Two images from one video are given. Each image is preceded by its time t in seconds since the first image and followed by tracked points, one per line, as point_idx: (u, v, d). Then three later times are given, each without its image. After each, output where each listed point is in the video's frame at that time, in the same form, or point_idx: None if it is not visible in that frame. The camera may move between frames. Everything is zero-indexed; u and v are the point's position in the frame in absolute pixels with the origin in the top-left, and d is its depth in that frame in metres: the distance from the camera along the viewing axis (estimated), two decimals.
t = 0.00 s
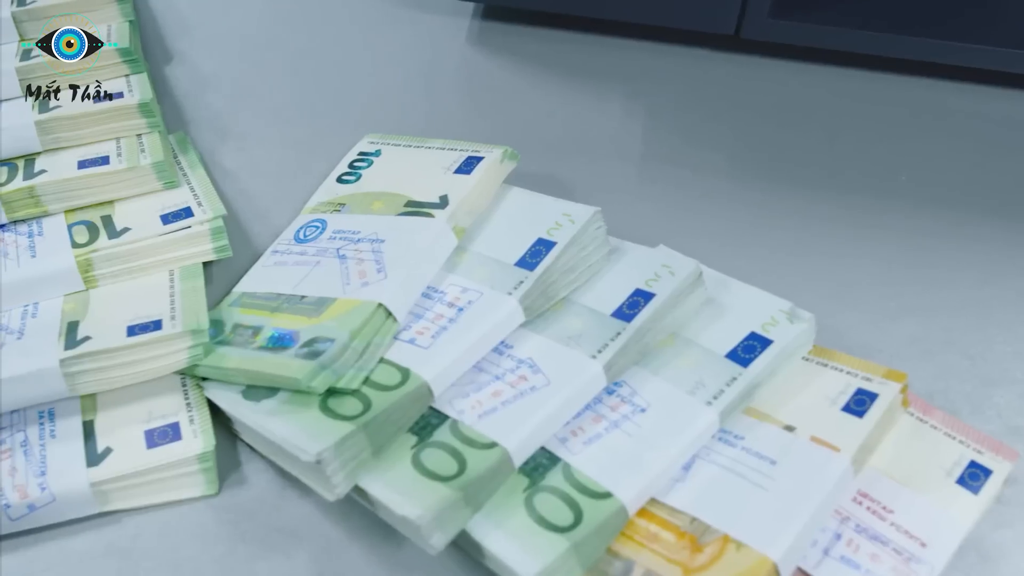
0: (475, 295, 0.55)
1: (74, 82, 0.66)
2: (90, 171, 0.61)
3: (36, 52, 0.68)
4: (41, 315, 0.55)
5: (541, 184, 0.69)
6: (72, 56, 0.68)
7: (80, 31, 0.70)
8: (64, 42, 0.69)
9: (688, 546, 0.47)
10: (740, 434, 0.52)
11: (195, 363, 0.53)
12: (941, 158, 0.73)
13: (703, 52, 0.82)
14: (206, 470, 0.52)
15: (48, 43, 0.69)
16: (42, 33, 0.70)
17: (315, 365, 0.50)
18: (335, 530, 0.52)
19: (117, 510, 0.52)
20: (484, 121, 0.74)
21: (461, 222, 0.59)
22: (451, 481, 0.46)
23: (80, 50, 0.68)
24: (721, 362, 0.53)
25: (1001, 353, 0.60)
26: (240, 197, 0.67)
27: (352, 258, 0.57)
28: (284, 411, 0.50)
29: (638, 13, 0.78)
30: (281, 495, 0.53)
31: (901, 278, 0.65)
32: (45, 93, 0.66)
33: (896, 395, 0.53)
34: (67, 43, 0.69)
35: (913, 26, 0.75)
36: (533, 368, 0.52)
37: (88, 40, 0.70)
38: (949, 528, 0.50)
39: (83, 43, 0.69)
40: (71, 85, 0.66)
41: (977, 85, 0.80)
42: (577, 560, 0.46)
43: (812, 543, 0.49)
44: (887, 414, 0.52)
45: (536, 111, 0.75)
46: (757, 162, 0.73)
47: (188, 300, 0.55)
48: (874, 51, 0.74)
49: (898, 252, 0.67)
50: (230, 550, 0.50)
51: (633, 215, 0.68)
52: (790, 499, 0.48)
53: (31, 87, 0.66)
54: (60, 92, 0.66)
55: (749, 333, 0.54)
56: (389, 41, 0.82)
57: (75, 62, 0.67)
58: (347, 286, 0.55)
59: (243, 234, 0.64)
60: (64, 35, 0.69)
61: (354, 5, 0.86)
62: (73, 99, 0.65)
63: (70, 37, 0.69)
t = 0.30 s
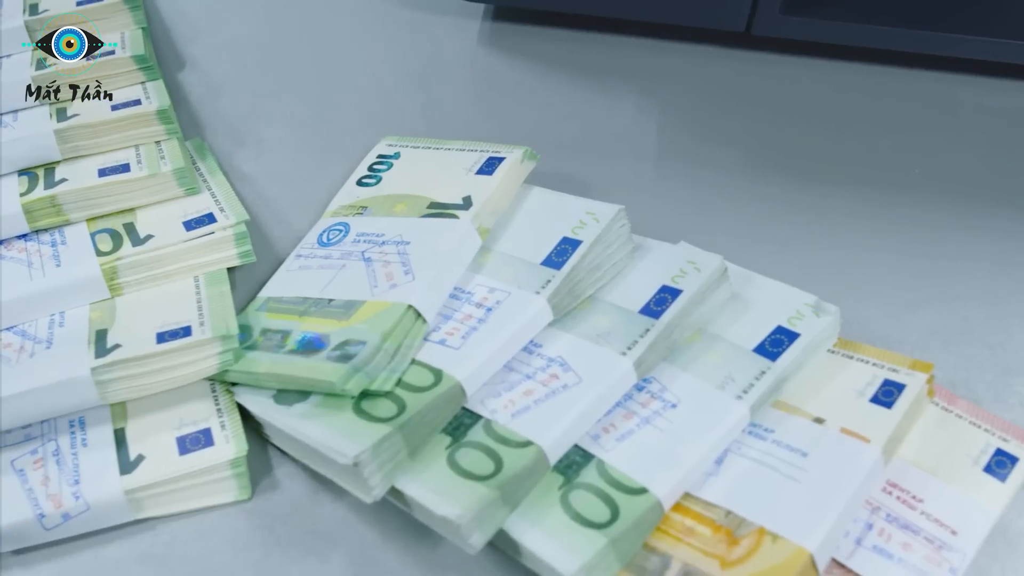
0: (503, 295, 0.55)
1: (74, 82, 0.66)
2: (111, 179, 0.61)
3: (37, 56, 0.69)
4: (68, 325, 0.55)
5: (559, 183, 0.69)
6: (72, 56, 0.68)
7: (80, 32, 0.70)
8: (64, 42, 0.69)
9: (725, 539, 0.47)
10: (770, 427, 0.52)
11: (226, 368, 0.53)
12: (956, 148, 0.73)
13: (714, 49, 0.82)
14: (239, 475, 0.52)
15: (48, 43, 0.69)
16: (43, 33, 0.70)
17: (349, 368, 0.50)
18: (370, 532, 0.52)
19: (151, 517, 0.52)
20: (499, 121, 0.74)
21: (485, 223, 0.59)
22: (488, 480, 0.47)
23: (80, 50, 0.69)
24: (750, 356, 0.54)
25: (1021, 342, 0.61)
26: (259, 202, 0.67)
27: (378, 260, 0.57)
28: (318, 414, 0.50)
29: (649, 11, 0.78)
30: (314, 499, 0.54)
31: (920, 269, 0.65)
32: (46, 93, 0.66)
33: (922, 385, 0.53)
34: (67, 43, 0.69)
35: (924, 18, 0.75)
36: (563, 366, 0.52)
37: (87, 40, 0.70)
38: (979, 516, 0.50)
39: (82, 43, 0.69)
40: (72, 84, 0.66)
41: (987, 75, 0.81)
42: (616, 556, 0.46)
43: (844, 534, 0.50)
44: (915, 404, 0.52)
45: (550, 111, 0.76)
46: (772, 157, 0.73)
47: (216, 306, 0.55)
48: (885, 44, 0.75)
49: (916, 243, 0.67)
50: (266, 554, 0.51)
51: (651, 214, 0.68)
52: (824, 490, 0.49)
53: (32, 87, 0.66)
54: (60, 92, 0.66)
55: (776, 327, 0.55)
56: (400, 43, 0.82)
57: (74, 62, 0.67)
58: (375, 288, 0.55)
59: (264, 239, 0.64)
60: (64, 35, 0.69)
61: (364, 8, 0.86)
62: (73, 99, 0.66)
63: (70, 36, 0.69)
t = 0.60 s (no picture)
0: (525, 299, 0.55)
1: (75, 83, 0.66)
2: (127, 193, 0.61)
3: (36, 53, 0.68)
4: (90, 339, 0.55)
5: (571, 186, 0.70)
6: (72, 56, 0.69)
7: (79, 30, 0.71)
8: (63, 42, 0.69)
9: (756, 536, 0.48)
10: (795, 424, 0.53)
11: (251, 379, 0.53)
12: (961, 143, 0.74)
13: (718, 50, 0.83)
14: (267, 486, 0.52)
15: (46, 42, 0.69)
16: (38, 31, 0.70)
17: (377, 377, 0.50)
18: (400, 538, 0.52)
19: (180, 530, 0.52)
20: (509, 126, 0.75)
21: (503, 228, 0.60)
22: (521, 484, 0.47)
23: (81, 51, 0.70)
24: (772, 354, 0.54)
25: None
26: (273, 212, 0.67)
27: (398, 268, 0.58)
28: (346, 423, 0.50)
29: (654, 13, 0.79)
30: (343, 507, 0.54)
31: (931, 264, 0.66)
32: (46, 93, 0.65)
33: (943, 379, 0.54)
34: (67, 43, 0.70)
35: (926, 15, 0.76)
36: (588, 368, 0.53)
37: (87, 40, 0.71)
38: (1002, 507, 0.51)
39: (82, 43, 0.70)
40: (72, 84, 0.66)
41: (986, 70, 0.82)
42: (649, 556, 0.47)
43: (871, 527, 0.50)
44: (936, 398, 0.53)
45: (559, 114, 0.76)
46: (780, 156, 0.74)
47: (238, 317, 0.55)
48: (887, 41, 0.76)
49: (925, 238, 0.68)
50: (297, 564, 0.51)
51: (664, 214, 0.69)
52: (851, 485, 0.49)
53: (32, 87, 0.65)
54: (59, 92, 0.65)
55: (797, 325, 0.55)
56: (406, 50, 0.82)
57: (76, 62, 0.69)
58: (398, 296, 0.55)
59: (280, 248, 0.64)
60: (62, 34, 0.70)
61: (368, 15, 0.86)
62: (74, 100, 0.66)
63: (70, 36, 0.70)
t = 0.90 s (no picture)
0: (544, 301, 0.56)
1: (74, 82, 0.67)
2: (139, 203, 0.61)
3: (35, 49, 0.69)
4: (109, 350, 0.55)
5: (580, 188, 0.70)
6: (72, 56, 0.70)
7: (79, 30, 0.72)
8: (64, 42, 0.71)
9: (781, 530, 0.48)
10: (814, 419, 0.53)
11: (273, 387, 0.53)
12: (963, 136, 0.75)
13: (720, 49, 0.84)
14: (292, 492, 0.52)
15: (47, 42, 0.71)
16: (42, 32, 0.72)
17: (401, 381, 0.50)
18: (426, 541, 0.52)
19: (206, 539, 0.52)
20: (516, 129, 0.75)
21: (518, 230, 0.60)
22: (548, 484, 0.47)
23: (80, 50, 0.71)
24: (790, 350, 0.55)
25: None
26: (285, 220, 0.67)
27: (414, 272, 0.58)
28: (371, 429, 0.50)
29: (656, 14, 0.79)
30: (368, 511, 0.54)
31: (938, 257, 0.67)
32: (45, 93, 0.66)
33: (958, 370, 0.55)
34: (67, 43, 0.71)
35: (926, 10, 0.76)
36: (609, 368, 0.53)
37: (87, 40, 0.72)
38: (1020, 495, 0.52)
39: (82, 43, 0.72)
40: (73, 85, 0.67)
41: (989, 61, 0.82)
42: (677, 553, 0.47)
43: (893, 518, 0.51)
44: (953, 389, 0.54)
45: (565, 117, 0.76)
46: (785, 153, 0.74)
47: (257, 325, 0.55)
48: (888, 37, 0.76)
49: (932, 231, 0.69)
50: (325, 569, 0.51)
51: (673, 214, 0.69)
52: (873, 477, 0.50)
53: (32, 87, 0.67)
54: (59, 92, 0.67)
55: (813, 320, 0.56)
56: (410, 54, 0.82)
57: (75, 62, 0.70)
58: (416, 300, 0.55)
59: (294, 255, 0.64)
60: (64, 35, 0.72)
61: (371, 20, 0.86)
62: (73, 99, 0.66)
63: (70, 36, 0.72)
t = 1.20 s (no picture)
0: (569, 295, 0.56)
1: (74, 82, 0.68)
2: (160, 208, 0.61)
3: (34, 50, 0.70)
4: (136, 355, 0.55)
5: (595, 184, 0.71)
6: (72, 56, 0.70)
7: (80, 31, 0.72)
8: (64, 42, 0.71)
9: (814, 515, 0.49)
10: (841, 405, 0.54)
11: (303, 387, 0.54)
12: (970, 123, 0.76)
13: (726, 43, 0.84)
14: (324, 491, 0.53)
15: (47, 42, 0.71)
16: (44, 32, 0.73)
17: (433, 378, 0.50)
18: (460, 536, 0.52)
19: (240, 540, 0.52)
20: (528, 128, 0.76)
21: (539, 226, 0.60)
22: (583, 476, 0.47)
23: (80, 50, 0.71)
24: (814, 338, 0.55)
25: None
26: (303, 221, 0.67)
27: (438, 269, 0.58)
28: (403, 425, 0.50)
29: (663, 10, 0.80)
30: (400, 508, 0.54)
31: (951, 243, 0.68)
32: (45, 93, 0.67)
33: (979, 353, 0.55)
34: (67, 43, 0.71)
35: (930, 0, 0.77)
36: (637, 360, 0.53)
37: (87, 40, 0.72)
38: None
39: (82, 43, 0.71)
40: (72, 86, 0.68)
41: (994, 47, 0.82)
42: (711, 540, 0.47)
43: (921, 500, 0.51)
44: (975, 372, 0.54)
45: (576, 114, 0.77)
46: (795, 145, 0.75)
47: (284, 326, 0.56)
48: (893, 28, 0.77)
49: (944, 218, 0.69)
50: (360, 566, 0.51)
51: (688, 208, 0.70)
52: (901, 460, 0.50)
53: (32, 87, 0.68)
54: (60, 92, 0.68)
55: (835, 307, 0.57)
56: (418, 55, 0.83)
57: (75, 62, 0.70)
58: (443, 297, 0.56)
59: (313, 257, 0.65)
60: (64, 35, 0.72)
61: (378, 21, 0.86)
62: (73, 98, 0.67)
63: (70, 37, 0.72)
